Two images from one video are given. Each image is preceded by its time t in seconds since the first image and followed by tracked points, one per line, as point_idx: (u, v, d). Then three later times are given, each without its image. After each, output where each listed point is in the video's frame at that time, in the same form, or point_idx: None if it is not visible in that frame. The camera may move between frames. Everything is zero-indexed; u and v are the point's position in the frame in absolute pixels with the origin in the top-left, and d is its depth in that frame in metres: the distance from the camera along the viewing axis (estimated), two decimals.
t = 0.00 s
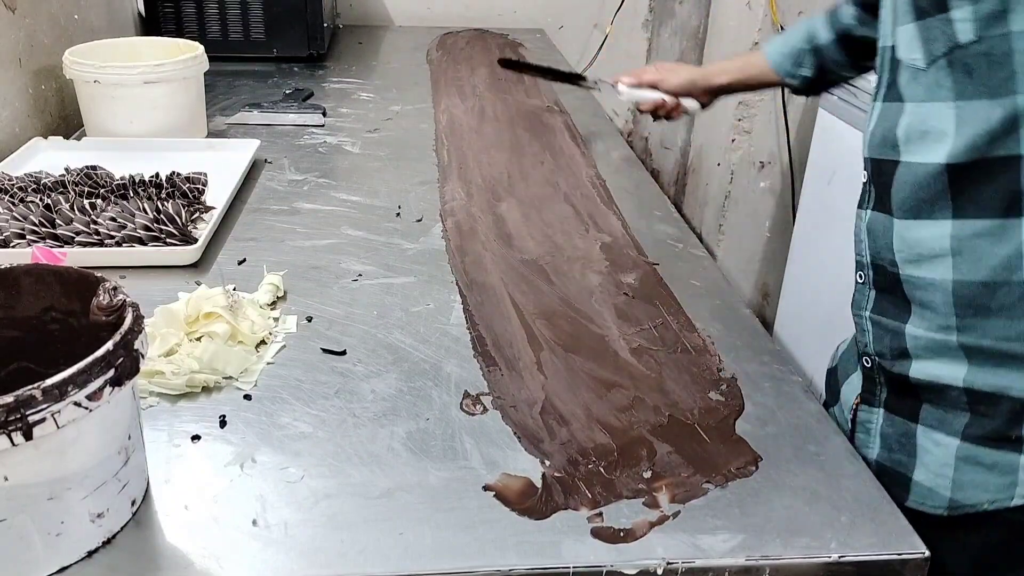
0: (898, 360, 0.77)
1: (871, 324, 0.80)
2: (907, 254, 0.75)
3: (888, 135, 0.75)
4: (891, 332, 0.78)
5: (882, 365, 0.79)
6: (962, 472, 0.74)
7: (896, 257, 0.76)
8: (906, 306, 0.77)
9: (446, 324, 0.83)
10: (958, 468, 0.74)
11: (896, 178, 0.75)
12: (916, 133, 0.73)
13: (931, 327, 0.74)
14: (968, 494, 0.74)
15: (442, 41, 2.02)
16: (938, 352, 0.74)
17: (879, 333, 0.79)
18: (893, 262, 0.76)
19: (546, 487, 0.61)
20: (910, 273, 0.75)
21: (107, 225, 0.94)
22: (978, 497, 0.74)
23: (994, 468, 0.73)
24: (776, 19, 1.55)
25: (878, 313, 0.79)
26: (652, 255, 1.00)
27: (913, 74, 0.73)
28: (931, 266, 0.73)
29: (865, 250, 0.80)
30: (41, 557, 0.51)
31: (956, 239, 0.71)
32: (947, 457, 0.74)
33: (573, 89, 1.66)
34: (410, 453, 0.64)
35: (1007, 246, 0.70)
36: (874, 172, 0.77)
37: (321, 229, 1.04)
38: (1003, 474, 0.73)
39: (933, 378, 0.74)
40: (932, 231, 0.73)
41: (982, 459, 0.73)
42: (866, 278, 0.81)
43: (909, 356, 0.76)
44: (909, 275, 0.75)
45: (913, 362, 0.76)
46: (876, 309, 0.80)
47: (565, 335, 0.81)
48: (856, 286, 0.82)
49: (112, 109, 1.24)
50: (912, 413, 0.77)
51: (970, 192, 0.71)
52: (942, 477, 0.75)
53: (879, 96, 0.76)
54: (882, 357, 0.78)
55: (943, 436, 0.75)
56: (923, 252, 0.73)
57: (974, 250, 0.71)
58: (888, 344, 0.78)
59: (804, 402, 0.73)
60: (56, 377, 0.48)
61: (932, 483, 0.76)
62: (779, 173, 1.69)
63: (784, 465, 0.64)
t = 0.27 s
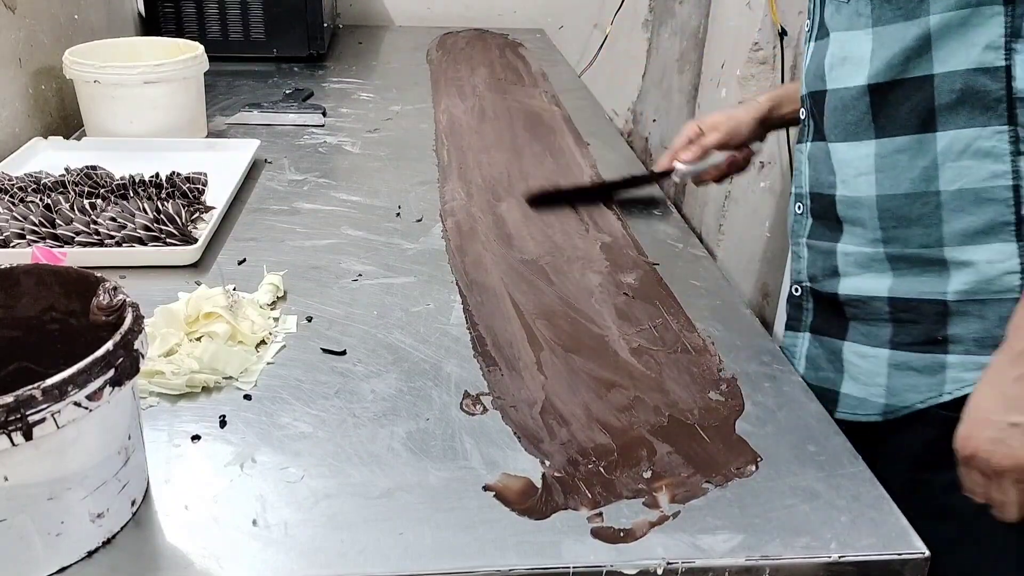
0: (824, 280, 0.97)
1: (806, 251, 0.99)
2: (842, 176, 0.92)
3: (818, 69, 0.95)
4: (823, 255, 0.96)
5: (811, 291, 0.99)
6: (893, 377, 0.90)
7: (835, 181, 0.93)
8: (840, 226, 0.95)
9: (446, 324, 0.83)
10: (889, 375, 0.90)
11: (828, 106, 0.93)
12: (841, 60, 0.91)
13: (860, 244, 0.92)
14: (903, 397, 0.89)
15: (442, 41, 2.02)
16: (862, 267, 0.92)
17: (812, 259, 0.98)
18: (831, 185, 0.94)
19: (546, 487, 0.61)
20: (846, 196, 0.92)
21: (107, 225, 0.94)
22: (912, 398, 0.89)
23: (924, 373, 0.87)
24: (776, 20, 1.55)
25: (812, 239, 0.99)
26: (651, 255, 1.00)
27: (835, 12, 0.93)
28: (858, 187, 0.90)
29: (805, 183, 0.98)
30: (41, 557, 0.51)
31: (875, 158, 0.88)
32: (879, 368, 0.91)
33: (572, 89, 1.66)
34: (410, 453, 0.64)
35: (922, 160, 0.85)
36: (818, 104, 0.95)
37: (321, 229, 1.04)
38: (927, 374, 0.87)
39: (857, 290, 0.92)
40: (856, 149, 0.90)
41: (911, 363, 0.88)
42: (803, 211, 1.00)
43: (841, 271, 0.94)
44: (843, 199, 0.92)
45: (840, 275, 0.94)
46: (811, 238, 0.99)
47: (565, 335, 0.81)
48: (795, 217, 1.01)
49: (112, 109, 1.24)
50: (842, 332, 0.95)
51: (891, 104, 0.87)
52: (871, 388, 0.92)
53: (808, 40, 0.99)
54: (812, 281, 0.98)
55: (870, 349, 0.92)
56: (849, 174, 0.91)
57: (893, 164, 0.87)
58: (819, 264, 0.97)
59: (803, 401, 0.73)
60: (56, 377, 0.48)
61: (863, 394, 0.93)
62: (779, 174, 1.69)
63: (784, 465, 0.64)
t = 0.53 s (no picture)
0: (857, 287, 0.87)
1: (831, 263, 0.89)
2: (875, 180, 0.83)
3: (848, 73, 0.87)
4: (853, 262, 0.87)
5: (836, 301, 0.89)
6: (932, 386, 0.82)
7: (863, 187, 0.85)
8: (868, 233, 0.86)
9: (446, 324, 0.83)
10: (928, 382, 0.82)
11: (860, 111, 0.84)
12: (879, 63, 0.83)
13: (892, 249, 0.83)
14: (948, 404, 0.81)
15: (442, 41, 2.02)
16: (896, 274, 0.83)
17: (837, 273, 0.88)
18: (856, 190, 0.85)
19: (546, 487, 0.61)
20: (874, 201, 0.84)
21: (107, 225, 0.94)
22: (956, 404, 0.81)
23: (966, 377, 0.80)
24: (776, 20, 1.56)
25: (838, 249, 0.88)
26: (651, 255, 1.00)
27: (865, 15, 0.86)
28: (894, 189, 0.82)
29: (825, 194, 0.89)
30: (42, 557, 0.51)
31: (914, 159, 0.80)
32: (916, 377, 0.83)
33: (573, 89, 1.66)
34: (410, 453, 0.64)
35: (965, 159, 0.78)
36: (842, 109, 0.87)
37: (321, 229, 1.04)
38: (971, 378, 0.80)
39: (897, 300, 0.83)
40: (891, 152, 0.82)
41: (951, 368, 0.80)
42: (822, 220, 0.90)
43: (874, 280, 0.85)
44: (874, 206, 0.84)
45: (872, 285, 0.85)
46: (835, 245, 0.89)
47: (565, 335, 0.81)
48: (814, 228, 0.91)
49: (112, 109, 1.24)
50: (872, 341, 0.86)
51: (930, 108, 0.79)
52: (908, 398, 0.84)
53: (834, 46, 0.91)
54: (840, 292, 0.88)
55: (907, 358, 0.83)
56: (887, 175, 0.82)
57: (934, 165, 0.79)
58: (849, 273, 0.87)
59: (803, 401, 0.73)
60: (56, 377, 0.48)
61: (901, 405, 0.84)
62: (779, 174, 1.68)
63: (784, 465, 0.64)
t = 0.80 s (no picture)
0: (856, 288, 0.90)
1: (835, 260, 0.92)
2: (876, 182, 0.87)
3: (859, 71, 0.89)
4: (857, 263, 0.90)
5: (841, 300, 0.92)
6: (936, 391, 0.83)
7: (865, 183, 0.88)
8: (870, 234, 0.89)
9: (446, 324, 0.83)
10: (929, 386, 0.83)
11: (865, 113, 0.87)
12: (885, 62, 0.86)
13: (899, 252, 0.86)
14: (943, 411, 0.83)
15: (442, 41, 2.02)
16: (899, 274, 0.86)
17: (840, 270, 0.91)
18: (867, 187, 0.88)
19: (546, 487, 0.61)
20: (884, 200, 0.86)
21: (107, 225, 0.94)
22: (956, 410, 0.82)
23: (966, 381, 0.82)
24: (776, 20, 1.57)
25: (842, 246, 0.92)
26: (651, 255, 1.00)
27: (881, 11, 0.88)
28: (899, 189, 0.85)
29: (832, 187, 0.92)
30: (41, 557, 0.51)
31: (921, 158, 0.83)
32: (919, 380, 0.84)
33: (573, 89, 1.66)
34: (410, 453, 0.64)
35: (975, 164, 0.80)
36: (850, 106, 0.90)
37: (321, 229, 1.04)
38: (975, 387, 0.81)
39: (901, 299, 0.85)
40: (903, 154, 0.84)
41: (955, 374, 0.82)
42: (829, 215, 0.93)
43: (877, 280, 0.87)
44: (883, 202, 0.86)
45: (878, 285, 0.87)
46: (838, 244, 0.92)
47: (565, 335, 0.81)
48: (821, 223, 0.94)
49: (112, 109, 1.24)
50: (876, 341, 0.88)
51: (940, 109, 0.82)
52: (910, 399, 0.85)
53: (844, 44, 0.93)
54: (842, 289, 0.91)
55: (907, 359, 0.85)
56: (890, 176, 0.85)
57: (943, 167, 0.82)
58: (852, 275, 0.90)
59: (804, 401, 0.73)
60: (56, 377, 0.48)
61: (902, 406, 0.86)
62: (779, 174, 1.68)
63: (784, 465, 0.64)
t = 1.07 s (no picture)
0: (921, 387, 0.75)
1: (895, 341, 0.78)
2: (967, 276, 0.70)
3: (970, 137, 0.70)
4: (921, 358, 0.75)
5: (898, 390, 0.78)
6: (1002, 532, 0.69)
7: (943, 273, 0.72)
8: (945, 328, 0.73)
9: (446, 324, 0.83)
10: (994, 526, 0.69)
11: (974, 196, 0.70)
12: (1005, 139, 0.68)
13: (975, 360, 0.70)
14: (1008, 557, 0.69)
15: (442, 41, 2.02)
16: (973, 387, 0.70)
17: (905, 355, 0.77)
18: (946, 279, 0.72)
19: (546, 487, 0.61)
20: (968, 298, 0.70)
21: (107, 225, 0.94)
22: None
23: None
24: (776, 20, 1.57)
25: (906, 331, 0.77)
26: (651, 255, 1.00)
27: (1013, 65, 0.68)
28: (1001, 297, 0.68)
29: (904, 261, 0.77)
30: (41, 557, 0.51)
31: None
32: (982, 511, 0.70)
33: (573, 89, 1.66)
34: (410, 453, 0.64)
35: None
36: (943, 174, 0.73)
37: (321, 229, 1.04)
38: None
39: (964, 415, 0.71)
40: (1004, 254, 0.68)
41: None
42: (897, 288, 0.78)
43: (942, 385, 0.73)
44: (966, 300, 0.71)
45: (942, 394, 0.73)
46: (904, 326, 0.77)
47: (565, 335, 0.81)
48: (885, 297, 0.80)
49: (112, 109, 1.24)
50: (932, 452, 0.74)
51: None
52: (971, 530, 0.71)
53: (949, 89, 0.73)
54: (902, 381, 0.77)
55: (970, 485, 0.71)
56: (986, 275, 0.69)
57: None
58: (913, 367, 0.75)
59: (804, 402, 0.73)
60: (56, 377, 0.48)
61: (962, 536, 0.72)
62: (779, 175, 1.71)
63: (784, 465, 0.64)
